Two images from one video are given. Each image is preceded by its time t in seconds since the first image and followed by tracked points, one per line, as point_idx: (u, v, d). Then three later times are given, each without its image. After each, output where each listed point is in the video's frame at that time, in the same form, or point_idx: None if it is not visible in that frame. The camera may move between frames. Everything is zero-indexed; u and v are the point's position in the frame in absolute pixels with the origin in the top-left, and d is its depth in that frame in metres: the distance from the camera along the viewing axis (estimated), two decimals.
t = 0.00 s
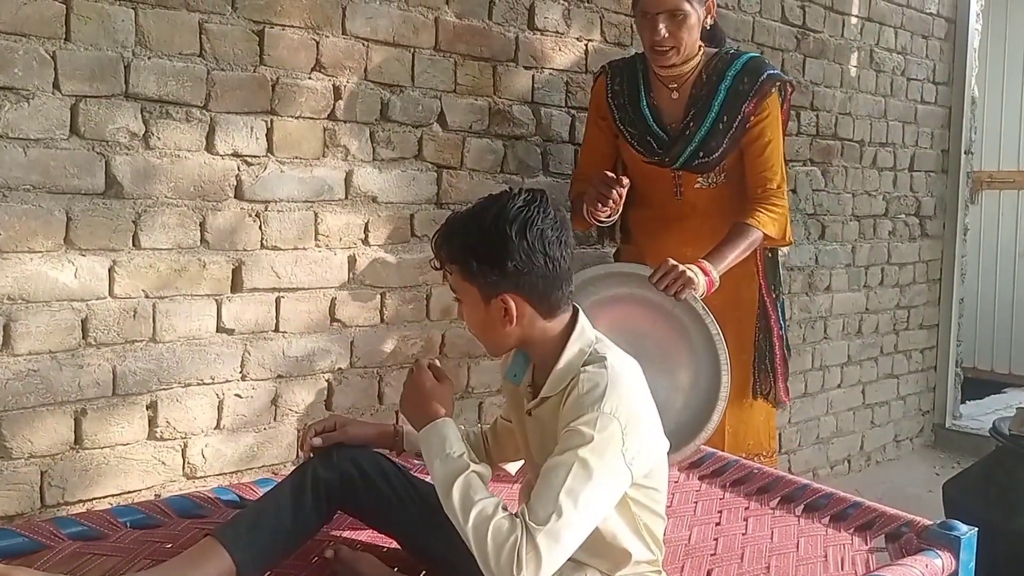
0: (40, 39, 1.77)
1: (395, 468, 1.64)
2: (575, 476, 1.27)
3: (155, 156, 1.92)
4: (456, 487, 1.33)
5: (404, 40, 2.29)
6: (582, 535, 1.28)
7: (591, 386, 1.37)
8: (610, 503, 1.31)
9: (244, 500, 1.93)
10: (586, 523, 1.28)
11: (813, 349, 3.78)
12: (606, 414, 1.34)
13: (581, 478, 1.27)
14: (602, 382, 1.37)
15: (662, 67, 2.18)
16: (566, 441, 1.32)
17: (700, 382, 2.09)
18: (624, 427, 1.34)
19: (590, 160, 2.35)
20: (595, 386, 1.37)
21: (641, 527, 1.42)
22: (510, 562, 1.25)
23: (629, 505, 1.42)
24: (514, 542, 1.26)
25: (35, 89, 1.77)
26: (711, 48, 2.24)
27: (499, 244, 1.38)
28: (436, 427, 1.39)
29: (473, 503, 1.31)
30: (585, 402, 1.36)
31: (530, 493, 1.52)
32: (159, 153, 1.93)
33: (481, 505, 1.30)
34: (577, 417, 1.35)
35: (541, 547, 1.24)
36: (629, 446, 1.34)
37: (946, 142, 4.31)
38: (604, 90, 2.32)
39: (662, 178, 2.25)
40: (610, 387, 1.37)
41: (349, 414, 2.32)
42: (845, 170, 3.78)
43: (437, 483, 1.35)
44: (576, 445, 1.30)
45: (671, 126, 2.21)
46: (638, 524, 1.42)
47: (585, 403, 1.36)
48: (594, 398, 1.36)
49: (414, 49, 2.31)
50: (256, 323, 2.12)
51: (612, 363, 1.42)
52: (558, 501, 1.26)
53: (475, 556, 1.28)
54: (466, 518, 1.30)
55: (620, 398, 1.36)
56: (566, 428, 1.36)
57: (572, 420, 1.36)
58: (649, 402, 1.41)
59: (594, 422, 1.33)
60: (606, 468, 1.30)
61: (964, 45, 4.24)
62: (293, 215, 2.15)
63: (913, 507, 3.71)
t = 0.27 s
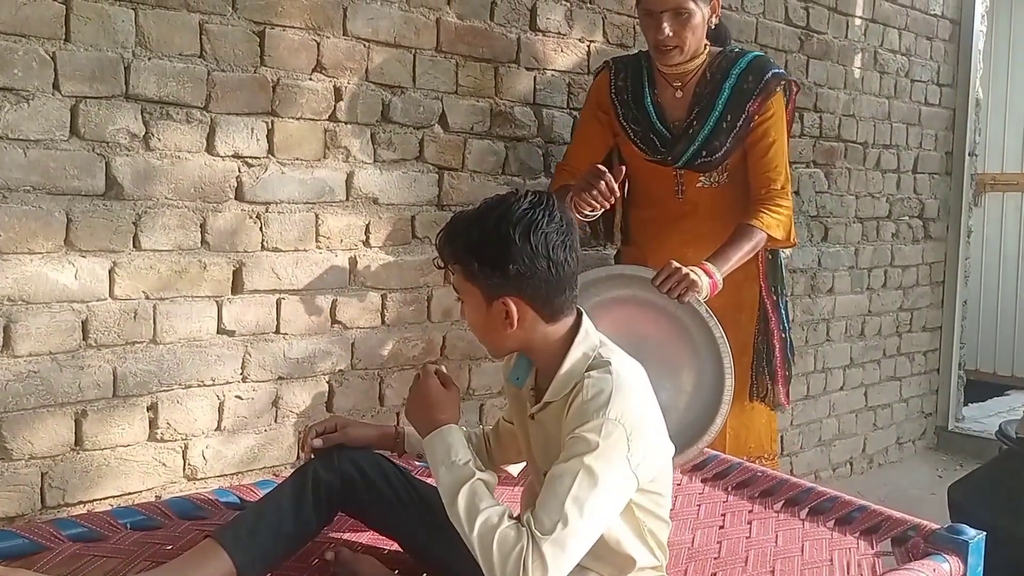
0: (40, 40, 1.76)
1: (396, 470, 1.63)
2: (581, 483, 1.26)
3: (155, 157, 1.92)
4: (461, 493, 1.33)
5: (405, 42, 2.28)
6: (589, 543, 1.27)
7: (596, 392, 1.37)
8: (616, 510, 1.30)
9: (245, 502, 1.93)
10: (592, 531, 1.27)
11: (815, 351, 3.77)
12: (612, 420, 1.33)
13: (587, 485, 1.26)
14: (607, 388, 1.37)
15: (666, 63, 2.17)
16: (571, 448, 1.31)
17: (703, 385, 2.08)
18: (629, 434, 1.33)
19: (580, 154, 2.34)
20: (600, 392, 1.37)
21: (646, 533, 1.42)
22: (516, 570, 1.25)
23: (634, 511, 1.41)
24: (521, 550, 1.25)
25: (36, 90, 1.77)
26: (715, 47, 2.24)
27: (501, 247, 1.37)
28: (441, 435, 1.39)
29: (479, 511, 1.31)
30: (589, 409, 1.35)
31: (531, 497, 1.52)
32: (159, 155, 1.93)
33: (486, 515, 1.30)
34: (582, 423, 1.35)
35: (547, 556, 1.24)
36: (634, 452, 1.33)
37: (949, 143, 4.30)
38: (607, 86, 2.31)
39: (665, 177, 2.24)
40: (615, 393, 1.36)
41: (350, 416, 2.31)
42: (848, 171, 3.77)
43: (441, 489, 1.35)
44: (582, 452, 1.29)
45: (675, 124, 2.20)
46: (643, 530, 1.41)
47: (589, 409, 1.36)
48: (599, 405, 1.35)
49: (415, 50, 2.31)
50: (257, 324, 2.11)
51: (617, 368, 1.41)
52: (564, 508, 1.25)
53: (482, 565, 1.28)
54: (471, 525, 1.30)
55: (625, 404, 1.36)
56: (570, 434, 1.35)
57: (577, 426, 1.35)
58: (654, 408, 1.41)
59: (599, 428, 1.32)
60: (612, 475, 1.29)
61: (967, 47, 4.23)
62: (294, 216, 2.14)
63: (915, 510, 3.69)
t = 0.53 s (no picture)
0: (40, 40, 1.76)
1: (397, 473, 1.63)
2: (583, 486, 1.25)
3: (156, 158, 1.92)
4: (464, 494, 1.32)
5: (406, 42, 2.28)
6: (589, 547, 1.26)
7: (598, 395, 1.36)
8: (618, 513, 1.29)
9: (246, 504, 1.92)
10: (593, 534, 1.26)
11: (818, 353, 3.76)
12: (614, 423, 1.32)
13: (588, 488, 1.25)
14: (609, 391, 1.36)
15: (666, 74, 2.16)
16: (573, 451, 1.30)
17: (707, 393, 2.08)
18: (631, 437, 1.32)
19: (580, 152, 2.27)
20: (602, 395, 1.36)
21: (650, 536, 1.41)
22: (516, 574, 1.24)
23: (637, 514, 1.40)
24: (522, 554, 1.24)
25: (35, 91, 1.76)
26: (716, 51, 2.23)
27: (507, 246, 1.36)
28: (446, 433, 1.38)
29: (482, 514, 1.30)
30: (591, 412, 1.34)
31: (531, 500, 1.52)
32: (159, 156, 1.92)
33: (489, 518, 1.29)
34: (584, 426, 1.34)
35: (548, 558, 1.23)
36: (635, 456, 1.32)
37: (953, 145, 4.29)
38: (609, 92, 2.30)
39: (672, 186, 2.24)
40: (617, 396, 1.35)
41: (351, 417, 2.30)
42: (851, 173, 3.76)
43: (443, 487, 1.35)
44: (583, 455, 1.28)
45: (679, 133, 2.20)
46: (646, 533, 1.40)
47: (591, 412, 1.34)
48: (600, 407, 1.34)
49: (417, 51, 2.30)
50: (258, 326, 2.11)
51: (618, 371, 1.40)
52: (565, 511, 1.25)
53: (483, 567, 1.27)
54: (473, 526, 1.29)
55: (626, 407, 1.35)
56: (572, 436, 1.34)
57: (579, 429, 1.34)
58: (655, 410, 1.40)
59: (601, 431, 1.31)
60: (615, 479, 1.28)
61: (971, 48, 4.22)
62: (295, 218, 2.14)
63: (919, 512, 3.68)
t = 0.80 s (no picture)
0: (40, 41, 1.76)
1: (398, 475, 1.63)
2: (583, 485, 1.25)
3: (155, 158, 1.92)
4: (470, 485, 1.32)
5: (407, 43, 2.28)
6: (586, 544, 1.26)
7: (599, 394, 1.36)
8: (617, 513, 1.28)
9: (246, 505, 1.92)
10: (589, 533, 1.25)
11: (819, 354, 3.76)
12: (615, 422, 1.32)
13: (587, 487, 1.25)
14: (611, 389, 1.36)
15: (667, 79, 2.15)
16: (573, 450, 1.30)
17: (707, 397, 2.08)
18: (633, 437, 1.32)
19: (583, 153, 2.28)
20: (604, 393, 1.35)
21: (651, 537, 1.40)
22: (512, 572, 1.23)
23: (638, 515, 1.39)
24: (520, 553, 1.23)
25: (35, 92, 1.76)
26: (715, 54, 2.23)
27: (513, 243, 1.36)
28: (453, 426, 1.39)
29: (485, 505, 1.30)
30: (592, 411, 1.34)
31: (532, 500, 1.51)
32: (159, 156, 1.92)
33: (491, 509, 1.29)
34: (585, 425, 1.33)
35: (545, 556, 1.22)
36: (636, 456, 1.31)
37: (954, 146, 4.29)
38: (609, 95, 2.30)
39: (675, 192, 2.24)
40: (618, 395, 1.35)
41: (351, 418, 2.30)
42: (852, 174, 3.76)
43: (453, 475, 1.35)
44: (584, 454, 1.28)
45: (682, 137, 2.20)
46: (647, 534, 1.40)
47: (592, 411, 1.34)
48: (602, 406, 1.34)
49: (417, 52, 2.30)
50: (258, 327, 2.11)
51: (621, 370, 1.40)
52: (564, 509, 1.24)
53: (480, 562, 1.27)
54: (475, 518, 1.29)
55: (628, 407, 1.34)
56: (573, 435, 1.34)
57: (578, 429, 1.34)
58: (656, 411, 1.39)
59: (601, 430, 1.30)
60: (615, 479, 1.27)
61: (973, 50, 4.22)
62: (295, 218, 2.14)
63: (920, 514, 3.68)
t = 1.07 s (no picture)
0: (40, 42, 1.76)
1: (398, 476, 1.63)
2: (589, 482, 1.25)
3: (156, 159, 1.92)
4: (477, 481, 1.31)
5: (406, 44, 2.28)
6: (589, 543, 1.26)
7: (603, 390, 1.35)
8: (620, 511, 1.28)
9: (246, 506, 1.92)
10: (594, 531, 1.25)
11: (820, 356, 3.76)
12: (618, 419, 1.32)
13: (590, 486, 1.25)
14: (614, 386, 1.36)
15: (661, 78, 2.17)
16: (576, 447, 1.30)
17: (707, 399, 2.08)
18: (635, 434, 1.32)
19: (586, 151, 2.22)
20: (607, 390, 1.35)
21: (652, 538, 1.40)
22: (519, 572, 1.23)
23: (639, 515, 1.39)
24: (527, 552, 1.23)
25: (36, 93, 1.76)
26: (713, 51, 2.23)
27: (538, 231, 1.40)
28: (457, 422, 1.38)
29: (492, 504, 1.29)
30: (594, 408, 1.34)
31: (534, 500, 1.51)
32: (159, 157, 1.92)
33: (499, 508, 1.28)
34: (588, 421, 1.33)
35: (552, 555, 1.23)
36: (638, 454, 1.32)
37: (956, 148, 4.29)
38: (608, 91, 2.29)
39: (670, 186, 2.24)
40: (621, 392, 1.35)
41: (351, 420, 2.30)
42: (853, 175, 3.76)
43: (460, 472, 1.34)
44: (588, 451, 1.28)
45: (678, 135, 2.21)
46: (649, 535, 1.40)
47: (594, 407, 1.34)
48: (604, 404, 1.34)
49: (417, 53, 2.31)
50: (258, 328, 2.11)
51: (623, 368, 1.40)
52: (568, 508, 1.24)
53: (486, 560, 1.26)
54: (481, 517, 1.28)
55: (630, 404, 1.34)
56: (577, 431, 1.33)
57: (582, 425, 1.34)
58: (658, 409, 1.40)
59: (605, 427, 1.30)
60: (618, 477, 1.27)
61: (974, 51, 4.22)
62: (295, 219, 2.14)
63: (921, 516, 3.68)
